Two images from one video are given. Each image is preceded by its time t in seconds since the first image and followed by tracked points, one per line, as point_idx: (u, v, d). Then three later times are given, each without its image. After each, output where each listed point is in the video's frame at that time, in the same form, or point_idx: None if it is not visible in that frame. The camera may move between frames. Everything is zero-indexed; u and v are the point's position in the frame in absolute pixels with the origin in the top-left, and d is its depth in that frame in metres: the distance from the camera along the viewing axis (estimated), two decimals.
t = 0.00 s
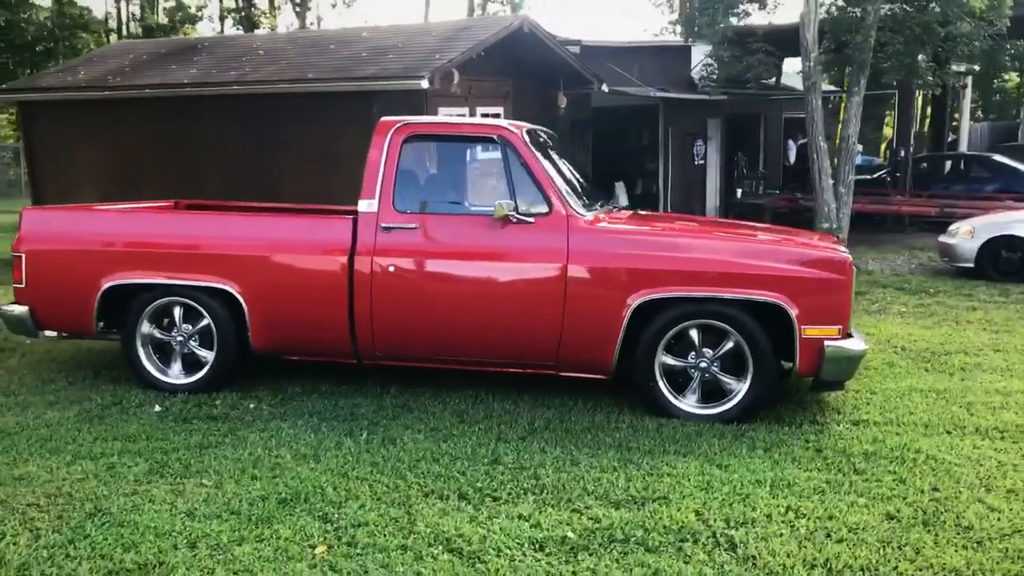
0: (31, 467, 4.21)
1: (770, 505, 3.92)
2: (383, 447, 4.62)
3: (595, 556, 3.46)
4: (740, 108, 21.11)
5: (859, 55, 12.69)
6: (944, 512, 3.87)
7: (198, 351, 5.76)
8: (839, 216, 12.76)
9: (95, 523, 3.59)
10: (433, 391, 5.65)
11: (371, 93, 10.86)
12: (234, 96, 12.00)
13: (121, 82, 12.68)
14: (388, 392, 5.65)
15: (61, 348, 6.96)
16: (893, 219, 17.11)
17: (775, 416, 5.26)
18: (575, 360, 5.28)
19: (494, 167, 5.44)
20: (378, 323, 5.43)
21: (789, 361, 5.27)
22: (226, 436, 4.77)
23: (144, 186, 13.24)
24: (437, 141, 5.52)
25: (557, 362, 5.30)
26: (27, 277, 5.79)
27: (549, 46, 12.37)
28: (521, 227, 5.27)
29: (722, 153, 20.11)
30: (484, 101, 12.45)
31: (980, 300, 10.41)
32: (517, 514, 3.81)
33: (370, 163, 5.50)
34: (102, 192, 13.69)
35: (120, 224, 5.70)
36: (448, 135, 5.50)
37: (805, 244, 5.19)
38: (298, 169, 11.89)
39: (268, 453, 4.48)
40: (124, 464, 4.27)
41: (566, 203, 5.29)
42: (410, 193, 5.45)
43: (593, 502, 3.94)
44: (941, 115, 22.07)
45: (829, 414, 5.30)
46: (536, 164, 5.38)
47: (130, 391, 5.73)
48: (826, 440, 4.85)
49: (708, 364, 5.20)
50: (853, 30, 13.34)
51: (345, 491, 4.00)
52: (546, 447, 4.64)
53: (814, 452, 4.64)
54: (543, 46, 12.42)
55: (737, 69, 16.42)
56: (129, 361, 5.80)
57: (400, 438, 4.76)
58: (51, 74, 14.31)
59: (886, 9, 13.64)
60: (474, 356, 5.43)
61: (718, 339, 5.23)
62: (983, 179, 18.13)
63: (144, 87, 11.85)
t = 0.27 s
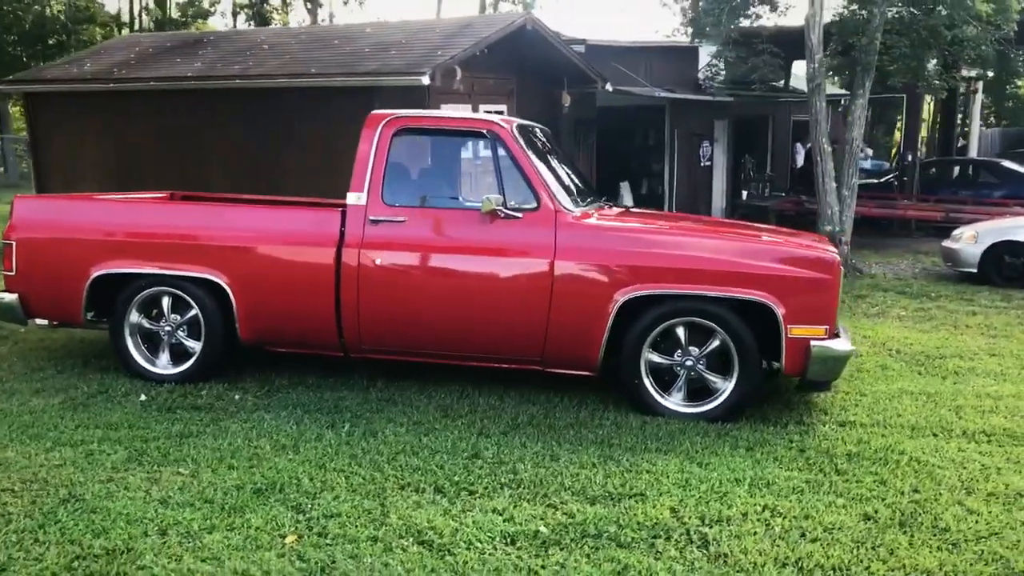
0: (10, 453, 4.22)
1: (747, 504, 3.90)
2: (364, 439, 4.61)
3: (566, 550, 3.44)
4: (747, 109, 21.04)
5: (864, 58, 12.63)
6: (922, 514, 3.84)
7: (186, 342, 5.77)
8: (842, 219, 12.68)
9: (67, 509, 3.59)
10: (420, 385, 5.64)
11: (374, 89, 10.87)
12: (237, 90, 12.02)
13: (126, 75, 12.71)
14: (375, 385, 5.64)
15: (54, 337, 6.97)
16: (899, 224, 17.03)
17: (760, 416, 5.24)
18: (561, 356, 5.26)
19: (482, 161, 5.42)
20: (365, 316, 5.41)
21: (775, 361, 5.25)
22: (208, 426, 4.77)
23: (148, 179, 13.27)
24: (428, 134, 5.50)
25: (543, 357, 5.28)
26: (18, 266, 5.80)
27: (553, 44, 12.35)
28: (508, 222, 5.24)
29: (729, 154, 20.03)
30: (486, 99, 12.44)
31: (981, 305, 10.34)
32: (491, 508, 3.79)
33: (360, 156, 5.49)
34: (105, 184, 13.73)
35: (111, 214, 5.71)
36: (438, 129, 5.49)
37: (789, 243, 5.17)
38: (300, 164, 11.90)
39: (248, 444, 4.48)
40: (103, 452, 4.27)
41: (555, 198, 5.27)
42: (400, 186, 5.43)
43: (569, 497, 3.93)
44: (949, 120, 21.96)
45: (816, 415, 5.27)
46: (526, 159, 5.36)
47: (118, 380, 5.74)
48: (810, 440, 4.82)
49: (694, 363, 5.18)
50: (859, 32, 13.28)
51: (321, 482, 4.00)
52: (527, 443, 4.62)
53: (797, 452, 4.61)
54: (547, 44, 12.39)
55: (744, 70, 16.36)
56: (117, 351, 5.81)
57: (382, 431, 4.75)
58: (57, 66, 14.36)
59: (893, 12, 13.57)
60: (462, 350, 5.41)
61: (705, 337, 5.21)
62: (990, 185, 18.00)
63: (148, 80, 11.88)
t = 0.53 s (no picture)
0: None
1: (727, 503, 3.89)
2: (350, 434, 4.62)
3: (541, 547, 3.44)
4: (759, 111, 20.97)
5: (873, 59, 12.60)
6: (903, 516, 3.82)
7: (180, 335, 5.80)
8: (849, 221, 12.62)
9: (48, 498, 3.62)
10: (411, 381, 5.65)
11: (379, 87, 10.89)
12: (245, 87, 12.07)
13: (135, 72, 12.79)
14: (366, 380, 5.66)
15: (54, 330, 7.03)
16: (909, 227, 16.93)
17: (750, 417, 5.22)
18: (551, 353, 5.27)
19: (474, 158, 5.43)
20: (356, 311, 5.44)
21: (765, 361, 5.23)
22: (196, 419, 4.79)
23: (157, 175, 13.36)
24: (421, 131, 5.52)
25: (533, 355, 5.29)
26: (15, 259, 5.85)
27: (560, 44, 12.35)
28: (498, 219, 5.25)
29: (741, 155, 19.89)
30: (493, 98, 12.45)
31: (987, 309, 10.27)
32: (470, 504, 3.80)
33: (352, 152, 5.51)
34: (115, 180, 13.83)
35: (106, 208, 5.75)
36: (431, 126, 5.50)
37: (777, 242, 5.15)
38: (306, 161, 11.95)
39: (234, 437, 4.50)
40: (90, 443, 4.30)
41: (546, 196, 5.27)
42: (392, 183, 5.45)
43: (549, 495, 3.93)
44: (963, 124, 21.80)
45: (807, 417, 5.25)
46: (517, 156, 5.37)
47: (112, 372, 5.77)
48: (798, 442, 4.80)
49: (683, 362, 5.16)
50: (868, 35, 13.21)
51: (303, 476, 4.01)
52: (513, 439, 4.63)
53: (783, 453, 4.60)
54: (554, 43, 12.39)
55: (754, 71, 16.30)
56: (112, 343, 5.84)
57: (369, 426, 4.76)
58: (69, 62, 14.47)
59: (903, 14, 13.50)
60: (453, 347, 5.42)
61: (695, 337, 5.19)
62: (1003, 189, 17.82)
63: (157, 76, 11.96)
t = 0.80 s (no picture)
0: None
1: (715, 498, 3.88)
2: (344, 429, 4.65)
3: (524, 541, 3.45)
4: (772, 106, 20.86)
5: (884, 53, 12.52)
6: (891, 511, 3.81)
7: (181, 332, 5.85)
8: (860, 216, 12.55)
9: (39, 492, 3.67)
10: (409, 377, 5.68)
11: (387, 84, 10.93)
12: (255, 86, 12.15)
13: (147, 71, 12.89)
14: (364, 376, 5.69)
15: (61, 327, 7.11)
16: (924, 222, 16.80)
17: (745, 412, 5.21)
18: (546, 348, 5.28)
19: (469, 155, 5.46)
20: (353, 307, 5.46)
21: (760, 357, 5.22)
22: (193, 414, 4.84)
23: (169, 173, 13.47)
24: (417, 127, 5.54)
25: (529, 351, 5.30)
26: (19, 257, 5.92)
27: (568, 40, 12.34)
28: (494, 215, 5.27)
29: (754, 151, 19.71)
30: (502, 94, 12.46)
31: (998, 304, 10.18)
32: (457, 498, 3.82)
33: (349, 149, 5.54)
34: (129, 178, 13.96)
35: (108, 206, 5.82)
36: (427, 122, 5.53)
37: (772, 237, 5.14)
38: (316, 158, 12.01)
39: (229, 431, 4.54)
40: (86, 438, 4.36)
41: (541, 192, 5.28)
42: (388, 179, 5.47)
43: (537, 489, 3.94)
44: (980, 117, 21.58)
45: (804, 411, 5.24)
46: (513, 152, 5.38)
47: (114, 368, 5.83)
48: (792, 436, 4.79)
49: (678, 357, 5.16)
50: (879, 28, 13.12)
51: (294, 470, 4.05)
52: (505, 434, 4.65)
53: (775, 448, 4.59)
54: (563, 39, 12.38)
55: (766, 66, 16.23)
56: (114, 340, 5.91)
57: (363, 421, 4.79)
58: (84, 62, 14.61)
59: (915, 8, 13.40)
60: (449, 342, 5.44)
61: (690, 332, 5.19)
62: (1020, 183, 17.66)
63: (167, 75, 12.05)
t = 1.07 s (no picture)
0: (15, 431, 4.44)
1: (713, 481, 3.92)
2: (351, 419, 4.74)
3: (522, 524, 3.51)
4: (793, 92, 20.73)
5: (901, 36, 12.42)
6: (889, 491, 3.82)
7: (195, 326, 5.97)
8: (879, 201, 12.48)
9: (52, 483, 3.78)
10: (419, 367, 5.76)
11: (401, 79, 11.01)
12: (272, 84, 12.28)
13: (167, 72, 13.06)
14: (375, 367, 5.78)
15: (82, 325, 7.26)
16: (947, 205, 16.64)
17: (751, 396, 5.23)
18: (552, 337, 5.33)
19: (473, 147, 5.53)
20: (362, 300, 5.55)
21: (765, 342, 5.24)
22: (205, 406, 4.94)
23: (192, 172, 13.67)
24: (421, 121, 5.63)
25: (535, 340, 5.36)
26: (38, 257, 6.06)
27: (582, 30, 12.36)
28: (499, 206, 5.34)
29: (776, 138, 19.49)
30: (517, 86, 12.50)
31: (1018, 286, 10.10)
32: (458, 484, 3.89)
33: (355, 144, 5.64)
34: (152, 177, 14.17)
35: (123, 205, 5.94)
36: (431, 115, 5.61)
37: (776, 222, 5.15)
38: (333, 154, 12.13)
39: (238, 423, 4.64)
40: (100, 431, 4.47)
41: (544, 181, 5.34)
42: (394, 173, 5.56)
43: (538, 474, 4.00)
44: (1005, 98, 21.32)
45: (810, 396, 5.25)
46: (516, 143, 5.44)
47: (132, 364, 5.96)
48: (796, 420, 4.81)
49: (683, 344, 5.20)
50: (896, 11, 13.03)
51: (300, 459, 4.13)
52: (510, 421, 4.70)
53: (778, 431, 4.62)
54: (577, 30, 12.41)
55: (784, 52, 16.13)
56: (131, 335, 6.03)
57: (370, 411, 4.87)
58: (106, 64, 14.83)
59: None
60: (457, 333, 5.51)
61: (694, 319, 5.22)
62: None
63: (186, 76, 12.20)
